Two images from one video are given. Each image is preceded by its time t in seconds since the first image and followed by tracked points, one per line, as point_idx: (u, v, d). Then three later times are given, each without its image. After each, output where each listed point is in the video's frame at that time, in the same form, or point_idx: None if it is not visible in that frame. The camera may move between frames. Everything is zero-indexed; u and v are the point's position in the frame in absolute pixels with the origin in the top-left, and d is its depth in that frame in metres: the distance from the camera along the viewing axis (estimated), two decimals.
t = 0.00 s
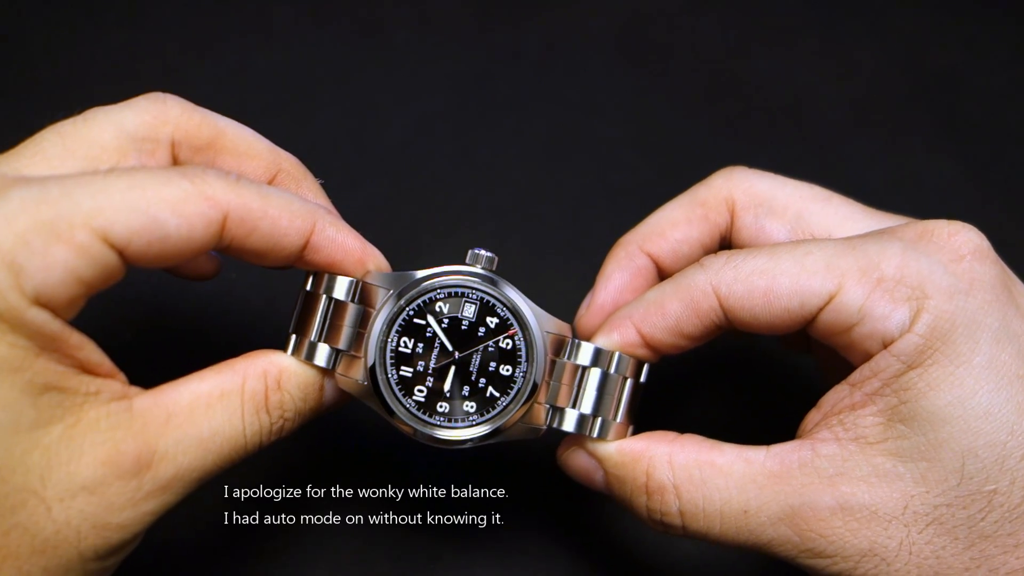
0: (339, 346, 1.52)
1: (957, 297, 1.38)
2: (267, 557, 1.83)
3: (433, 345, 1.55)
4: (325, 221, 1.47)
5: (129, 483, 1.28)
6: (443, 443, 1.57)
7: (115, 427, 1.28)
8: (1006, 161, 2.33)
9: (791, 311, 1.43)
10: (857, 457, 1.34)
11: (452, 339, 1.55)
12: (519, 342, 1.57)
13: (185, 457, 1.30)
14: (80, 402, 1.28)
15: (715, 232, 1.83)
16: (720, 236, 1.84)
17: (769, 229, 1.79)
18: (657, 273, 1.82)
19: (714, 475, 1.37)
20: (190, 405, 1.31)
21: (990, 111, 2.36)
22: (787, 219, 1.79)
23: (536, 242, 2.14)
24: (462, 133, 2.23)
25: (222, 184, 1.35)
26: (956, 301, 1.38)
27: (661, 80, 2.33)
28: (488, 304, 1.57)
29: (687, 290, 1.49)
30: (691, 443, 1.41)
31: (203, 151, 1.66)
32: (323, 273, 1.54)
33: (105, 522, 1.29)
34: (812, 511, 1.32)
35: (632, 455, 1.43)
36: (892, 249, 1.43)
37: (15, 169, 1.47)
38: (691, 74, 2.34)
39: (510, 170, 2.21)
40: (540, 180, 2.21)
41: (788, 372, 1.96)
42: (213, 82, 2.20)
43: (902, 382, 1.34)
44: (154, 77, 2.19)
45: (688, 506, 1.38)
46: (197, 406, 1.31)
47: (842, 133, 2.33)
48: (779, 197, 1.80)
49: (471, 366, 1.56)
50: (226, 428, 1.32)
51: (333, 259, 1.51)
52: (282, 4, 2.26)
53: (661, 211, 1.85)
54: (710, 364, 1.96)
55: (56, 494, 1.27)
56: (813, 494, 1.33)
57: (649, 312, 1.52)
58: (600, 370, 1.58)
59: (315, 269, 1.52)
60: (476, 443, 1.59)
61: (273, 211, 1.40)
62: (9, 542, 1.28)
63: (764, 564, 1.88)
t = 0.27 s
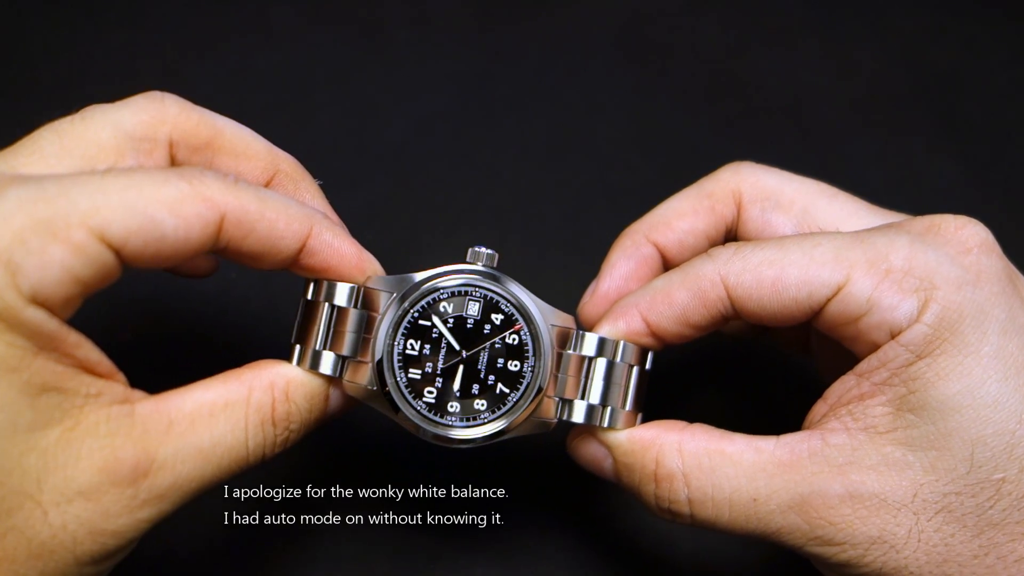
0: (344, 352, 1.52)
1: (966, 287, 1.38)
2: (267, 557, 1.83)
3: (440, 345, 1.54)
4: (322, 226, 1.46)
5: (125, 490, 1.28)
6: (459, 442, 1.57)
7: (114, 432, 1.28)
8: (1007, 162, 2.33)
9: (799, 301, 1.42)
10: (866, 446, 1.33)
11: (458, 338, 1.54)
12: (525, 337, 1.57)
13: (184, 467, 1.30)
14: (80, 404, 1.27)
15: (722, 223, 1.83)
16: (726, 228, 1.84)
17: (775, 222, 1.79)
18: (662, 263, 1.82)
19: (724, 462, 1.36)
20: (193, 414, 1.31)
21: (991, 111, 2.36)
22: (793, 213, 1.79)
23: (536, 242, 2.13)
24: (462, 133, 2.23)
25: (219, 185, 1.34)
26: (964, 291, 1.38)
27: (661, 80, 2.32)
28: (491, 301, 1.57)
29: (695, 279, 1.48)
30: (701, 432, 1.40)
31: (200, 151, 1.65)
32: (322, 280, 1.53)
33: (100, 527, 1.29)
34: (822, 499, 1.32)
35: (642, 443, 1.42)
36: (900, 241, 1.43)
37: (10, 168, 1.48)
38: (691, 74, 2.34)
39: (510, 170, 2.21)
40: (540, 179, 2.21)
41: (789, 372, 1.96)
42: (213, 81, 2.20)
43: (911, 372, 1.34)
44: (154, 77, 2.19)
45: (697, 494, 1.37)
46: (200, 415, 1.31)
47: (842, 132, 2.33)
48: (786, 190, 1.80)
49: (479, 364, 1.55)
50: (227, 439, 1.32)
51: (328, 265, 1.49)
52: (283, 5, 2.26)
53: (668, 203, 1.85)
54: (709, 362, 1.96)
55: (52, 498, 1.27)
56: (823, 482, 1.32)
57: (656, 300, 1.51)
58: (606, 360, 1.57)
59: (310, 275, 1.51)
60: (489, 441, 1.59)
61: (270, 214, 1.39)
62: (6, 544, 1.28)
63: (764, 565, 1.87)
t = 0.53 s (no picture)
0: (345, 358, 1.51)
1: (965, 282, 1.39)
2: (267, 557, 1.82)
3: (441, 346, 1.54)
4: (318, 230, 1.45)
5: (124, 495, 1.28)
6: (466, 443, 1.57)
7: (114, 437, 1.27)
8: (1007, 162, 2.32)
9: (801, 298, 1.42)
10: (868, 437, 1.33)
11: (458, 338, 1.54)
12: (525, 335, 1.56)
13: (183, 473, 1.29)
14: (79, 406, 1.26)
15: (723, 221, 1.83)
16: (727, 226, 1.84)
17: (775, 221, 1.79)
18: (663, 258, 1.81)
19: (727, 452, 1.35)
20: (194, 420, 1.30)
21: (991, 111, 2.36)
22: (793, 211, 1.80)
23: (535, 241, 2.13)
24: (461, 133, 2.22)
25: (217, 186, 1.34)
26: (964, 286, 1.38)
27: (661, 79, 2.32)
28: (490, 301, 1.57)
29: (697, 275, 1.47)
30: (704, 423, 1.39)
31: (196, 150, 1.65)
32: (319, 287, 1.52)
33: (98, 532, 1.28)
34: (825, 488, 1.32)
35: (645, 434, 1.42)
36: (901, 238, 1.43)
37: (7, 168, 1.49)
38: (691, 74, 2.33)
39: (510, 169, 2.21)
40: (540, 179, 2.21)
41: (789, 372, 1.96)
42: (212, 81, 2.20)
43: (913, 365, 1.34)
44: (153, 78, 2.19)
45: (701, 484, 1.36)
46: (201, 422, 1.30)
47: (842, 131, 2.32)
48: (785, 190, 1.81)
49: (481, 363, 1.55)
50: (228, 447, 1.31)
51: (323, 271, 1.48)
52: (282, 5, 2.26)
53: (669, 199, 1.85)
54: (710, 362, 1.96)
55: (50, 502, 1.27)
56: (826, 472, 1.32)
57: (658, 294, 1.50)
58: (606, 354, 1.57)
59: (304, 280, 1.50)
60: (494, 440, 1.59)
61: (267, 217, 1.39)
62: (4, 547, 1.28)
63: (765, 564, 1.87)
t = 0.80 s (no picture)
0: (346, 363, 1.51)
1: (971, 278, 1.39)
2: (265, 556, 1.82)
3: (441, 347, 1.54)
4: (316, 233, 1.45)
5: (124, 499, 1.28)
6: (471, 443, 1.57)
7: (116, 439, 1.27)
8: (1007, 162, 2.32)
9: (806, 292, 1.41)
10: (874, 431, 1.34)
11: (458, 338, 1.54)
12: (524, 333, 1.56)
13: (184, 478, 1.29)
14: (82, 408, 1.27)
15: (726, 217, 1.83)
16: (729, 222, 1.84)
17: (778, 217, 1.80)
18: (665, 252, 1.82)
19: (733, 445, 1.35)
20: (196, 424, 1.30)
21: (991, 110, 2.35)
22: (795, 208, 1.80)
23: (534, 241, 2.13)
24: (461, 132, 2.22)
25: (216, 186, 1.35)
26: (969, 282, 1.38)
27: (661, 78, 2.32)
28: (488, 300, 1.57)
29: (701, 267, 1.46)
30: (710, 415, 1.39)
31: (196, 151, 1.65)
32: (318, 292, 1.52)
33: (98, 535, 1.28)
34: (830, 480, 1.32)
35: (652, 426, 1.41)
36: (906, 235, 1.43)
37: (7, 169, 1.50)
38: (690, 74, 2.33)
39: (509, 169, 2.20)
40: (539, 178, 2.20)
41: (788, 371, 1.96)
42: (212, 81, 2.20)
43: (918, 360, 1.34)
44: (153, 78, 2.19)
45: (707, 475, 1.36)
46: (203, 427, 1.30)
47: (842, 130, 2.32)
48: (788, 187, 1.81)
49: (481, 363, 1.55)
50: (228, 452, 1.31)
51: (319, 274, 1.48)
52: (282, 5, 2.26)
53: (672, 195, 1.85)
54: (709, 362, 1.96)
55: (51, 504, 1.27)
56: (831, 465, 1.32)
57: (661, 285, 1.48)
58: (607, 348, 1.56)
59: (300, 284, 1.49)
60: (497, 439, 1.59)
61: (265, 218, 1.39)
62: (4, 548, 1.28)
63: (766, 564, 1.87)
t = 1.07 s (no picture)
0: (348, 361, 1.52)
1: (980, 276, 1.38)
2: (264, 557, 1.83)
3: (442, 343, 1.54)
4: (316, 231, 1.46)
5: (125, 499, 1.28)
6: (475, 438, 1.56)
7: (117, 440, 1.28)
8: (1009, 163, 2.31)
9: (813, 286, 1.40)
10: (884, 427, 1.33)
11: (458, 334, 1.54)
12: (525, 326, 1.56)
13: (185, 478, 1.29)
14: (82, 409, 1.27)
15: (732, 210, 1.83)
16: (736, 215, 1.84)
17: (785, 211, 1.80)
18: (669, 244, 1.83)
19: (741, 438, 1.34)
20: (197, 425, 1.30)
21: (995, 110, 2.34)
22: (802, 202, 1.79)
23: (534, 241, 2.13)
24: (461, 132, 2.21)
25: (217, 183, 1.35)
26: (979, 279, 1.37)
27: (662, 77, 2.31)
28: (488, 294, 1.56)
29: (707, 258, 1.45)
30: (717, 408, 1.38)
31: (198, 153, 1.65)
32: (318, 292, 1.53)
33: (99, 535, 1.29)
34: (839, 476, 1.32)
35: (658, 417, 1.40)
36: (916, 230, 1.41)
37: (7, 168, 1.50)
38: (691, 74, 2.32)
39: (509, 169, 2.20)
40: (539, 179, 2.20)
41: (788, 371, 1.96)
42: (212, 81, 2.20)
43: (927, 358, 1.33)
44: (154, 78, 2.19)
45: (713, 468, 1.35)
46: (205, 427, 1.30)
47: (843, 129, 2.31)
48: (796, 180, 1.80)
49: (483, 358, 1.54)
50: (230, 453, 1.31)
51: (318, 272, 1.48)
52: (282, 5, 2.25)
53: (679, 187, 1.85)
54: (710, 361, 1.96)
55: (52, 504, 1.28)
56: (840, 460, 1.32)
57: (666, 275, 1.48)
58: (611, 339, 1.57)
59: (300, 283, 1.50)
60: (500, 434, 1.58)
61: (266, 215, 1.39)
62: (6, 548, 1.29)
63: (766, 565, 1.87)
